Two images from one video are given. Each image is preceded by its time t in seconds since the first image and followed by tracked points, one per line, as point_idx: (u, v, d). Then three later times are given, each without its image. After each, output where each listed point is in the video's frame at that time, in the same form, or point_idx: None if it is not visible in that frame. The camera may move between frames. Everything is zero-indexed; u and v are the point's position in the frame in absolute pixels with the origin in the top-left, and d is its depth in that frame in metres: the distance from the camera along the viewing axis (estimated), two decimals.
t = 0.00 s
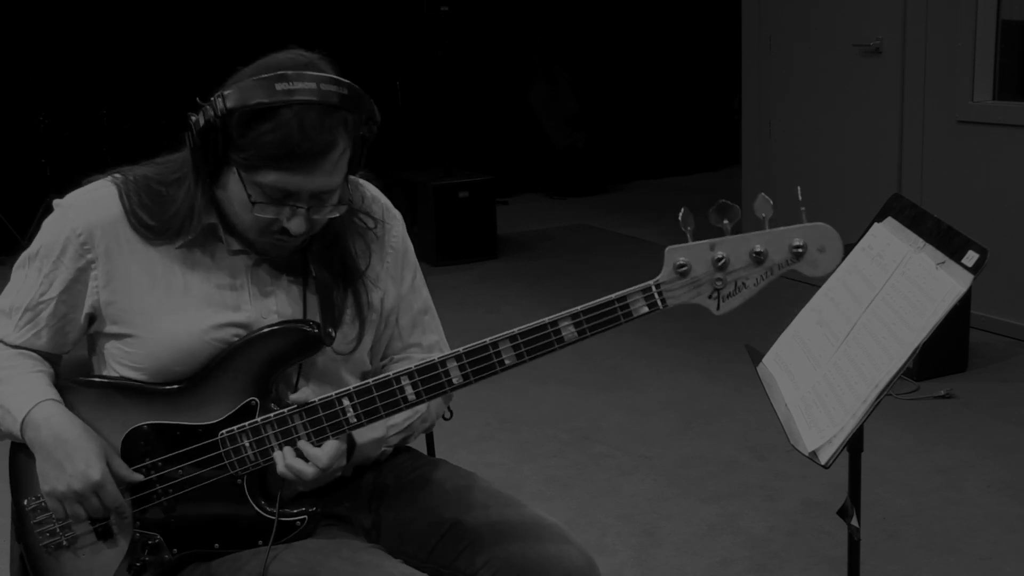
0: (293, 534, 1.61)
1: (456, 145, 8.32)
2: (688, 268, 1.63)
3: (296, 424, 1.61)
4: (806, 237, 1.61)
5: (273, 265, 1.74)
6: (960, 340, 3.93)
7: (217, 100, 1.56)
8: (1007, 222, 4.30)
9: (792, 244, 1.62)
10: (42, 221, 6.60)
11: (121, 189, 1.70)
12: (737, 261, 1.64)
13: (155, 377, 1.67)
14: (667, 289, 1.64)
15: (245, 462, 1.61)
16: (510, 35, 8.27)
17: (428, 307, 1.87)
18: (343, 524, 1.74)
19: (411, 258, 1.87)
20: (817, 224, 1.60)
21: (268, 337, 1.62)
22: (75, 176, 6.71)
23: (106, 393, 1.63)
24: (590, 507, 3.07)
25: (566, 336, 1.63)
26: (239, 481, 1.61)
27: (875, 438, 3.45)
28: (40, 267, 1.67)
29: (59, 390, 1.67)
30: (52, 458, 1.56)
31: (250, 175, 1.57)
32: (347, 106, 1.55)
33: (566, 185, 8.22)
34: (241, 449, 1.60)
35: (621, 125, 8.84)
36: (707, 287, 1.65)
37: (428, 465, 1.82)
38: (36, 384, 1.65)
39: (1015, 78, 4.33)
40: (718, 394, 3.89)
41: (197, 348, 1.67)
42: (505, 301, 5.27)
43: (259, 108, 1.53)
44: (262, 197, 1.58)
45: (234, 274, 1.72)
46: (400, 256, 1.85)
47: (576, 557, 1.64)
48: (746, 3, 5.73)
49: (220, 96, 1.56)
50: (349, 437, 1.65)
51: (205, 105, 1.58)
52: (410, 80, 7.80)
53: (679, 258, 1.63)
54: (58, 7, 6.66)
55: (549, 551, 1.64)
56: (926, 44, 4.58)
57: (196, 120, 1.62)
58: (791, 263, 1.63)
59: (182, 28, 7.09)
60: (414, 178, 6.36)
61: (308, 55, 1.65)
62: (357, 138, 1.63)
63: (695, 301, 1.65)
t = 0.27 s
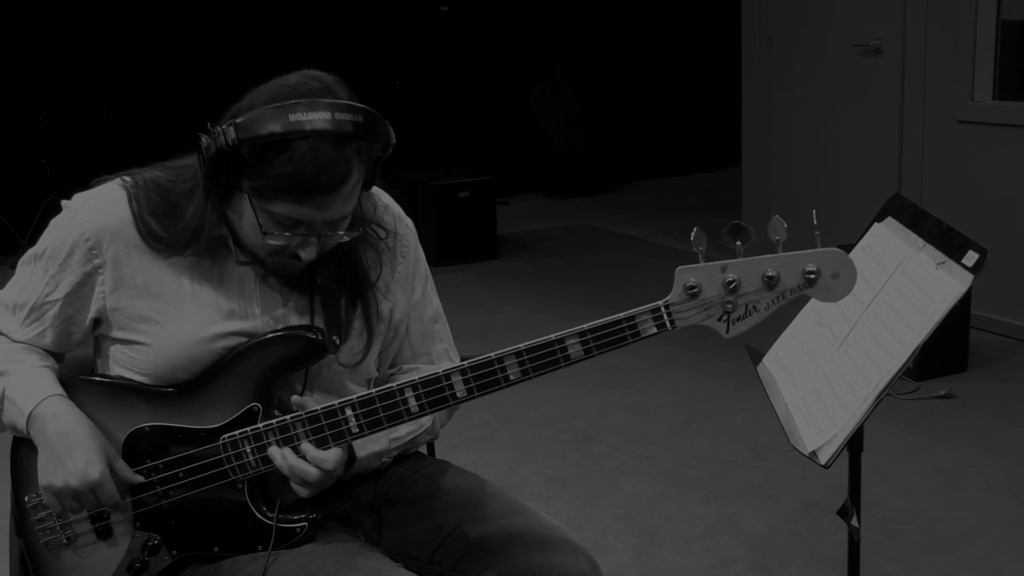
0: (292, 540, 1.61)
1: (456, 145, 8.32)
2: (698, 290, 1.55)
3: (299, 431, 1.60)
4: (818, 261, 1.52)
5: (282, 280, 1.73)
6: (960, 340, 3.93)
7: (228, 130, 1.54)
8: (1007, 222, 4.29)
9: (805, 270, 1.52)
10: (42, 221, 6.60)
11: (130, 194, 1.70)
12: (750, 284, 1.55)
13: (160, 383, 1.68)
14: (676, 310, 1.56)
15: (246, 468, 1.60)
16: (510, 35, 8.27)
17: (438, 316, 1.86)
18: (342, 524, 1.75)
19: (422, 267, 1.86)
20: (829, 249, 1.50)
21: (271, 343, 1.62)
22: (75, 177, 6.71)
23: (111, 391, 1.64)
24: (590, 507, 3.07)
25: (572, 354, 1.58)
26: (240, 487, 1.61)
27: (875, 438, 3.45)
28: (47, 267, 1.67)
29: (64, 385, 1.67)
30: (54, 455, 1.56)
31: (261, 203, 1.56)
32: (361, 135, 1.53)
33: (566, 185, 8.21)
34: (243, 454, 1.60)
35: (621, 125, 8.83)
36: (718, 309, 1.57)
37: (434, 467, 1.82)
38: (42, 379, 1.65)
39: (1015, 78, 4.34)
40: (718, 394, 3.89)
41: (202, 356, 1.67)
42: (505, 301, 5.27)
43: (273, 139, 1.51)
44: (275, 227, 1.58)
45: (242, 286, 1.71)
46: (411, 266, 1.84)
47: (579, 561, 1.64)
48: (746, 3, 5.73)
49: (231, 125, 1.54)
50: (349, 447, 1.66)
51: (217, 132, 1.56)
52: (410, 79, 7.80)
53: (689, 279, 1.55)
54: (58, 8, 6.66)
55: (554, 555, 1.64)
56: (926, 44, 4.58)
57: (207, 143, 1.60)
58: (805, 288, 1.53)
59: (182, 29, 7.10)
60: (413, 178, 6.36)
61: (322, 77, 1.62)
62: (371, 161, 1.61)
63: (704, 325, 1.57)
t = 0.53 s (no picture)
0: (292, 541, 1.61)
1: (456, 145, 8.31)
2: (698, 292, 1.56)
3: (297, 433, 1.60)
4: (819, 264, 1.52)
5: (281, 285, 1.73)
6: (960, 340, 3.93)
7: (224, 139, 1.54)
8: (1007, 222, 4.29)
9: (807, 273, 1.52)
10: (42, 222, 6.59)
11: (131, 196, 1.70)
12: (750, 287, 1.56)
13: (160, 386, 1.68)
14: (676, 313, 1.57)
15: (244, 469, 1.60)
16: (510, 36, 8.27)
17: (436, 321, 1.86)
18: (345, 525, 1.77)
19: (422, 275, 1.86)
20: (829, 252, 1.50)
21: (269, 346, 1.62)
22: (75, 177, 6.70)
23: (110, 393, 1.64)
24: (590, 507, 3.07)
25: (572, 356, 1.59)
26: (239, 488, 1.61)
27: (875, 438, 3.45)
28: (47, 268, 1.67)
29: (62, 388, 1.67)
30: (54, 457, 1.57)
31: (258, 213, 1.56)
32: (359, 144, 1.54)
33: (566, 185, 8.20)
34: (242, 455, 1.60)
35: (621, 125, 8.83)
36: (718, 312, 1.57)
37: (432, 467, 1.82)
38: (40, 382, 1.65)
39: (1015, 78, 4.34)
40: (718, 394, 3.89)
41: (199, 359, 1.67)
42: (505, 301, 5.27)
43: (270, 148, 1.51)
44: (273, 237, 1.57)
45: (242, 291, 1.71)
46: (412, 272, 1.84)
47: (580, 561, 1.63)
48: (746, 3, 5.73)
49: (227, 135, 1.54)
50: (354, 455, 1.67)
51: (214, 140, 1.57)
52: (411, 79, 7.80)
53: (689, 281, 1.56)
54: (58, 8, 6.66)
55: (556, 557, 1.63)
56: (926, 45, 4.58)
57: (205, 151, 1.60)
58: (806, 291, 1.53)
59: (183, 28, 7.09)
60: (414, 178, 6.36)
61: (321, 85, 1.63)
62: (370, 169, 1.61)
63: (705, 327, 1.58)
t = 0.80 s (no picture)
0: (291, 539, 1.61)
1: (456, 145, 8.31)
2: (691, 282, 1.57)
3: (294, 429, 1.61)
4: (811, 251, 1.54)
5: (283, 281, 1.73)
6: (959, 340, 3.93)
7: (234, 132, 1.54)
8: (1007, 222, 4.29)
9: (798, 260, 1.54)
10: (42, 222, 6.59)
11: (127, 197, 1.69)
12: (742, 275, 1.57)
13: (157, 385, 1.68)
14: (669, 303, 1.57)
15: (243, 467, 1.61)
16: (510, 36, 8.28)
17: (431, 319, 1.87)
18: (341, 523, 1.75)
19: (417, 273, 1.86)
20: (820, 240, 1.52)
21: (265, 344, 1.62)
22: (75, 177, 6.70)
23: (108, 394, 1.63)
24: (590, 507, 3.07)
25: (566, 348, 1.59)
26: (237, 487, 1.61)
27: (875, 438, 3.45)
28: (44, 270, 1.67)
29: (61, 389, 1.67)
30: (53, 458, 1.56)
31: (269, 203, 1.56)
32: (367, 132, 1.53)
33: (566, 185, 8.20)
34: (239, 454, 1.60)
35: (622, 125, 8.83)
36: (712, 302, 1.59)
37: (432, 466, 1.81)
38: (38, 384, 1.65)
39: (1015, 78, 4.34)
40: (718, 394, 3.89)
41: (196, 359, 1.67)
42: (505, 301, 5.27)
43: (279, 139, 1.51)
44: (283, 226, 1.58)
45: (240, 289, 1.70)
46: (408, 270, 1.84)
47: (578, 561, 1.63)
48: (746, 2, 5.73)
49: (237, 128, 1.54)
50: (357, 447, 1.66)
51: (222, 135, 1.56)
52: (410, 79, 7.80)
53: (682, 271, 1.57)
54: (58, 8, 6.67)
55: (555, 555, 1.63)
56: (926, 45, 4.58)
57: (211, 148, 1.59)
58: (798, 279, 1.55)
59: (183, 28, 7.09)
60: (414, 178, 6.36)
61: (323, 76, 1.63)
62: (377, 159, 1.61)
63: (698, 316, 1.59)
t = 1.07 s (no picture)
0: (291, 538, 1.61)
1: (456, 145, 8.31)
2: (689, 276, 1.57)
3: (294, 428, 1.60)
4: (807, 245, 1.54)
5: (282, 276, 1.73)
6: (959, 340, 3.93)
7: (233, 120, 1.54)
8: (1007, 222, 4.29)
9: (795, 254, 1.55)
10: (41, 222, 6.59)
11: (127, 196, 1.70)
12: (740, 269, 1.57)
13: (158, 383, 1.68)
14: (667, 298, 1.57)
15: (243, 465, 1.61)
16: (510, 36, 8.28)
17: (429, 318, 1.87)
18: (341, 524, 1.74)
19: (415, 271, 1.86)
20: (816, 233, 1.53)
21: (266, 342, 1.61)
22: (75, 177, 6.70)
23: (109, 393, 1.63)
24: (590, 507, 3.07)
25: (565, 344, 1.59)
26: (238, 485, 1.61)
27: (875, 438, 3.45)
28: (43, 269, 1.67)
29: (61, 389, 1.67)
30: (54, 457, 1.56)
31: (267, 192, 1.55)
32: (363, 119, 1.54)
33: (566, 185, 8.20)
34: (240, 452, 1.60)
35: (622, 125, 8.83)
36: (709, 296, 1.58)
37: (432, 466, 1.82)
38: (39, 383, 1.65)
39: (1015, 78, 4.33)
40: (718, 394, 3.89)
41: (197, 356, 1.67)
42: (505, 301, 5.27)
43: (277, 125, 1.51)
44: (282, 215, 1.57)
45: (239, 285, 1.71)
46: (406, 269, 1.83)
47: (579, 561, 1.63)
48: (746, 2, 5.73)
49: (235, 116, 1.54)
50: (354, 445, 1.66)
51: (220, 124, 1.56)
52: (410, 80, 7.80)
53: (680, 266, 1.57)
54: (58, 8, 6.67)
55: (556, 554, 1.63)
56: (926, 45, 4.58)
57: (209, 139, 1.59)
58: (795, 272, 1.56)
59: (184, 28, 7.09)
60: (414, 178, 6.36)
61: (320, 67, 1.63)
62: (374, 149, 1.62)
63: (696, 311, 1.59)
